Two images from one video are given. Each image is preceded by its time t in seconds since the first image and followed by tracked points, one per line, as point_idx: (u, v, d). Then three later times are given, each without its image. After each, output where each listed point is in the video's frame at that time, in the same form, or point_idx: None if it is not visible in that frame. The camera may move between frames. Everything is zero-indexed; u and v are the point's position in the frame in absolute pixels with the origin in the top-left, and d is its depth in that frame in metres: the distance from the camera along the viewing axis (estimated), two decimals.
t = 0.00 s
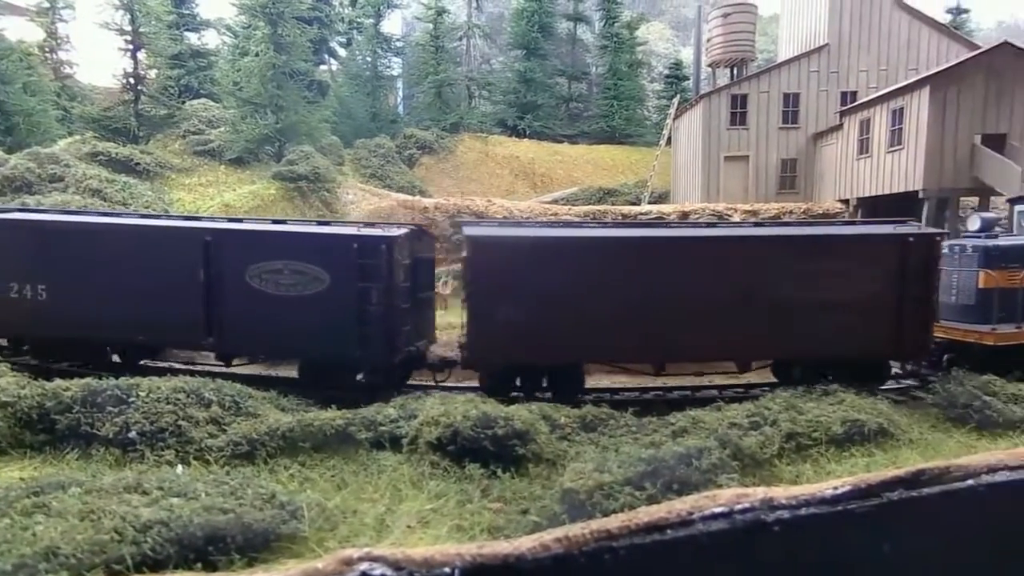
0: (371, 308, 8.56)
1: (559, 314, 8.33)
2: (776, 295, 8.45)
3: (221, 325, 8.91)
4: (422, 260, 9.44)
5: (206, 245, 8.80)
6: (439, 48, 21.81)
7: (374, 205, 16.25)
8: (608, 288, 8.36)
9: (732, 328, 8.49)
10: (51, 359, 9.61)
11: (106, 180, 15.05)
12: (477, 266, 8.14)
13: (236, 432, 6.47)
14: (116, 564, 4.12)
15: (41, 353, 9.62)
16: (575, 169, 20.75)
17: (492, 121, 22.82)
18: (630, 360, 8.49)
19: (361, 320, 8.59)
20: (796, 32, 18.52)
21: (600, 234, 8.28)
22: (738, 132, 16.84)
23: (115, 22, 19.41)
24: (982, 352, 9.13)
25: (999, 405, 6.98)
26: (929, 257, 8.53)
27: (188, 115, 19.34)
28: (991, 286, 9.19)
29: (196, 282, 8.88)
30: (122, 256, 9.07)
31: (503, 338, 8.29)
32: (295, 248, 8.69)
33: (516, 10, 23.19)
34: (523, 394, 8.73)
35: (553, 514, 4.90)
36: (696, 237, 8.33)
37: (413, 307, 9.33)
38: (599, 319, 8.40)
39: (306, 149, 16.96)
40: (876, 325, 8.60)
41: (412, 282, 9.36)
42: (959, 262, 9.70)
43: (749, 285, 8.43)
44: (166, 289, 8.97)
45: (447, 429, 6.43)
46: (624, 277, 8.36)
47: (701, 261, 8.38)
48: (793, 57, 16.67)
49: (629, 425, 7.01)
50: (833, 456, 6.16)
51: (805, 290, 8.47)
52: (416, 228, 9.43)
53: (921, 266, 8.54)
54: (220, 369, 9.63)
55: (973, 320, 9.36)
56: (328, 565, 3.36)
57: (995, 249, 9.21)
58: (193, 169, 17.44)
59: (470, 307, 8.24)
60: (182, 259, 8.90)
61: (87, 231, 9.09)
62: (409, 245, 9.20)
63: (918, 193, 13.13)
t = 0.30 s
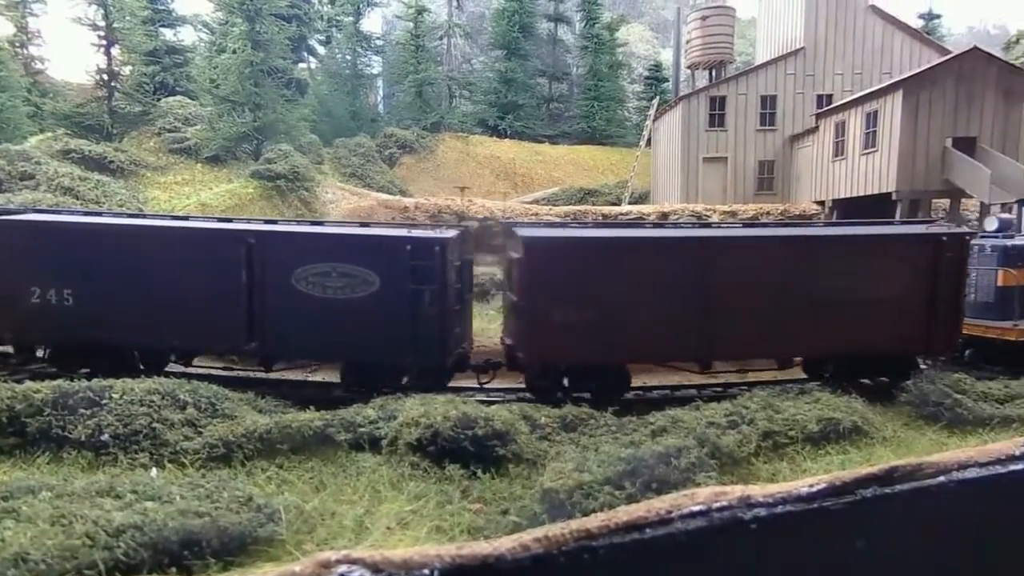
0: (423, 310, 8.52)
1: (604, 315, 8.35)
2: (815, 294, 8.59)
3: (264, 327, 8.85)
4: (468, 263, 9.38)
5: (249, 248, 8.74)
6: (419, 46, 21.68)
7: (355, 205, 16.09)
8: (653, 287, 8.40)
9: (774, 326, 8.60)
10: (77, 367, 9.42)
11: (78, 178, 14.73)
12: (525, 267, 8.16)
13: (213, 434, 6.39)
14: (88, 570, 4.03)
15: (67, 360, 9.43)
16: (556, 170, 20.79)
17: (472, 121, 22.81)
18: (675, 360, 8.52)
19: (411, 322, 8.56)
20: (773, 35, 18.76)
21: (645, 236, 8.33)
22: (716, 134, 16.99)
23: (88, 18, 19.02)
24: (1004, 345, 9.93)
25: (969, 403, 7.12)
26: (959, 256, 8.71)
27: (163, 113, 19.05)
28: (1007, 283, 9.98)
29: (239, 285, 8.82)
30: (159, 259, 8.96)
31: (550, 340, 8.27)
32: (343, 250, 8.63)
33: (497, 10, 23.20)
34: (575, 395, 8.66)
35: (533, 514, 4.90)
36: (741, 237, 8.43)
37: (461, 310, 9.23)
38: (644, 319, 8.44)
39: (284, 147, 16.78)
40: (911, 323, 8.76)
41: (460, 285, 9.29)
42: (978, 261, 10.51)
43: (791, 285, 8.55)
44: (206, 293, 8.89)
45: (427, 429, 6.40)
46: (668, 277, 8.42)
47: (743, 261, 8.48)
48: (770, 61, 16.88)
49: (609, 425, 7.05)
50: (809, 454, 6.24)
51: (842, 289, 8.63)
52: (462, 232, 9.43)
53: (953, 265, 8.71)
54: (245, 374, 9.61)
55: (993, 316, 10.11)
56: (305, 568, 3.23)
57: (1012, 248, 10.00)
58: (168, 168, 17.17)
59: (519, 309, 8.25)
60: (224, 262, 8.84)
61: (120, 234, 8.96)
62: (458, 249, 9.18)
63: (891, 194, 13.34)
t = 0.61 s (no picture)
0: (476, 315, 8.08)
1: (648, 317, 8.19)
2: (850, 293, 8.60)
3: (308, 333, 8.27)
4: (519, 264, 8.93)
5: (292, 252, 8.14)
6: (399, 45, 21.52)
7: (333, 205, 15.93)
8: (696, 289, 8.27)
9: (814, 327, 8.57)
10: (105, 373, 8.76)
11: (49, 176, 14.41)
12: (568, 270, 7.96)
13: (188, 436, 6.29)
14: None
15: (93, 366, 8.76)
16: (537, 170, 20.81)
17: (453, 120, 22.80)
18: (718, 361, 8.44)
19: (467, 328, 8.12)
20: (750, 38, 18.98)
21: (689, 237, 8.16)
22: (695, 135, 17.13)
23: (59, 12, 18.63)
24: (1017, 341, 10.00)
25: (939, 400, 7.27)
26: (982, 254, 8.83)
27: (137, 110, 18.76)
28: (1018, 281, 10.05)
29: (279, 290, 8.25)
30: (194, 262, 8.29)
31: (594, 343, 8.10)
32: (394, 253, 8.12)
33: (477, 10, 23.20)
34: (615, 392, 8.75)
35: (512, 515, 4.90)
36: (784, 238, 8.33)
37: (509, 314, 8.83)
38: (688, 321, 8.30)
39: (262, 146, 16.60)
40: (939, 320, 8.88)
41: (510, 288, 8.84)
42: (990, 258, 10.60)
43: (830, 285, 8.52)
44: (246, 299, 8.27)
45: (406, 430, 6.36)
46: (711, 278, 8.30)
47: (784, 262, 8.40)
48: (747, 63, 17.07)
49: (589, 424, 7.07)
50: (785, 452, 6.33)
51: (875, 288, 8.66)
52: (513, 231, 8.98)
53: (979, 263, 8.81)
54: (269, 379, 9.46)
55: (1003, 313, 10.16)
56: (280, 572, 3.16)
57: None
58: (142, 166, 16.90)
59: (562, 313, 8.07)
60: (266, 266, 8.23)
61: (154, 236, 8.25)
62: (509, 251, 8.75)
63: (865, 196, 13.56)
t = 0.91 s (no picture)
0: (526, 314, 8.35)
1: (698, 313, 8.48)
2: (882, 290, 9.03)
3: (359, 333, 8.35)
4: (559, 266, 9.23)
5: (345, 253, 8.26)
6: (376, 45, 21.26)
7: (310, 204, 15.75)
8: (743, 285, 8.59)
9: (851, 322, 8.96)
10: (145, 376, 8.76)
11: (16, 173, 14.06)
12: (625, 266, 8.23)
13: (162, 439, 6.18)
14: None
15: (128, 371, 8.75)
16: (517, 171, 20.83)
17: (432, 119, 22.76)
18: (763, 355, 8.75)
19: (513, 327, 8.36)
20: (726, 41, 19.20)
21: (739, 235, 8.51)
22: (673, 137, 17.28)
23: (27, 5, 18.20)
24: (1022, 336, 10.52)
25: (911, 398, 7.43)
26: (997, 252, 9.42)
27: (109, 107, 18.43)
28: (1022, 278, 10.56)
29: (333, 290, 8.34)
30: (241, 265, 8.35)
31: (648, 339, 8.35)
32: (446, 254, 8.33)
33: (456, 10, 23.17)
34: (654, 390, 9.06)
35: (491, 515, 4.90)
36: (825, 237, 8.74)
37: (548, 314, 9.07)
38: (735, 317, 8.61)
39: (237, 144, 16.38)
40: (957, 317, 9.41)
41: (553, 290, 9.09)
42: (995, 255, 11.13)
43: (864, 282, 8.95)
44: (296, 300, 8.36)
45: (385, 432, 6.33)
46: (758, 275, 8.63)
47: (824, 260, 8.79)
48: (723, 66, 17.26)
49: (568, 425, 7.09)
50: (761, 451, 6.40)
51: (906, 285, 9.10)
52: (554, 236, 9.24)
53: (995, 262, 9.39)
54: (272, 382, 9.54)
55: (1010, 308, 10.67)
56: None
57: None
58: (114, 163, 16.58)
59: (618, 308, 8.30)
60: (319, 267, 8.32)
61: (206, 238, 8.31)
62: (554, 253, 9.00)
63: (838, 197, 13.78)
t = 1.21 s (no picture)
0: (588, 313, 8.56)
1: (749, 312, 8.80)
2: (915, 288, 9.44)
3: (423, 334, 8.44)
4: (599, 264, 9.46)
5: (411, 257, 8.33)
6: (361, 42, 21.28)
7: (292, 203, 15.60)
8: (790, 285, 8.92)
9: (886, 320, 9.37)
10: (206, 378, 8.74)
11: None
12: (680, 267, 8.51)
13: (140, 441, 6.09)
14: None
15: (184, 377, 8.71)
16: (502, 171, 20.83)
17: (416, 119, 22.70)
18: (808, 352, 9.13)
19: (575, 327, 8.57)
20: (708, 43, 19.35)
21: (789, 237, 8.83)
22: (657, 138, 17.37)
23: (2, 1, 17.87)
24: None
25: (889, 397, 7.54)
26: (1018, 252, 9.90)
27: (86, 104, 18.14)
28: None
29: (396, 292, 8.43)
30: (304, 268, 8.35)
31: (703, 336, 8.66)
32: (509, 256, 8.48)
33: (440, 10, 23.12)
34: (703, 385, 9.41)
35: (475, 516, 4.89)
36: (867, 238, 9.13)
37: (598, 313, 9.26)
38: (784, 316, 8.96)
39: (218, 142, 16.19)
40: (979, 314, 9.87)
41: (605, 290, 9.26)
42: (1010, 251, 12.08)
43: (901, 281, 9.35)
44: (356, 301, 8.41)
45: (368, 433, 6.30)
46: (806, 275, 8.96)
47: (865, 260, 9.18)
48: (705, 69, 17.35)
49: (551, 425, 7.10)
50: (743, 450, 6.45)
51: (936, 283, 9.53)
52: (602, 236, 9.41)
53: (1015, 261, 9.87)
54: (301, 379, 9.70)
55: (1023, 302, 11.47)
56: None
57: None
58: (91, 161, 16.32)
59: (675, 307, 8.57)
60: (383, 271, 8.39)
61: (269, 242, 8.27)
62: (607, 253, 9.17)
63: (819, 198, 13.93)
